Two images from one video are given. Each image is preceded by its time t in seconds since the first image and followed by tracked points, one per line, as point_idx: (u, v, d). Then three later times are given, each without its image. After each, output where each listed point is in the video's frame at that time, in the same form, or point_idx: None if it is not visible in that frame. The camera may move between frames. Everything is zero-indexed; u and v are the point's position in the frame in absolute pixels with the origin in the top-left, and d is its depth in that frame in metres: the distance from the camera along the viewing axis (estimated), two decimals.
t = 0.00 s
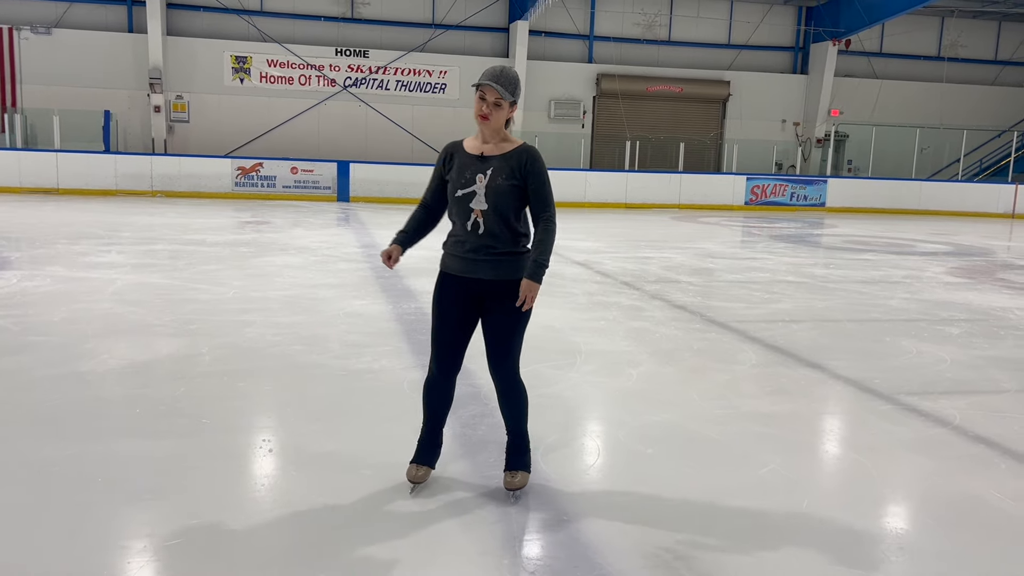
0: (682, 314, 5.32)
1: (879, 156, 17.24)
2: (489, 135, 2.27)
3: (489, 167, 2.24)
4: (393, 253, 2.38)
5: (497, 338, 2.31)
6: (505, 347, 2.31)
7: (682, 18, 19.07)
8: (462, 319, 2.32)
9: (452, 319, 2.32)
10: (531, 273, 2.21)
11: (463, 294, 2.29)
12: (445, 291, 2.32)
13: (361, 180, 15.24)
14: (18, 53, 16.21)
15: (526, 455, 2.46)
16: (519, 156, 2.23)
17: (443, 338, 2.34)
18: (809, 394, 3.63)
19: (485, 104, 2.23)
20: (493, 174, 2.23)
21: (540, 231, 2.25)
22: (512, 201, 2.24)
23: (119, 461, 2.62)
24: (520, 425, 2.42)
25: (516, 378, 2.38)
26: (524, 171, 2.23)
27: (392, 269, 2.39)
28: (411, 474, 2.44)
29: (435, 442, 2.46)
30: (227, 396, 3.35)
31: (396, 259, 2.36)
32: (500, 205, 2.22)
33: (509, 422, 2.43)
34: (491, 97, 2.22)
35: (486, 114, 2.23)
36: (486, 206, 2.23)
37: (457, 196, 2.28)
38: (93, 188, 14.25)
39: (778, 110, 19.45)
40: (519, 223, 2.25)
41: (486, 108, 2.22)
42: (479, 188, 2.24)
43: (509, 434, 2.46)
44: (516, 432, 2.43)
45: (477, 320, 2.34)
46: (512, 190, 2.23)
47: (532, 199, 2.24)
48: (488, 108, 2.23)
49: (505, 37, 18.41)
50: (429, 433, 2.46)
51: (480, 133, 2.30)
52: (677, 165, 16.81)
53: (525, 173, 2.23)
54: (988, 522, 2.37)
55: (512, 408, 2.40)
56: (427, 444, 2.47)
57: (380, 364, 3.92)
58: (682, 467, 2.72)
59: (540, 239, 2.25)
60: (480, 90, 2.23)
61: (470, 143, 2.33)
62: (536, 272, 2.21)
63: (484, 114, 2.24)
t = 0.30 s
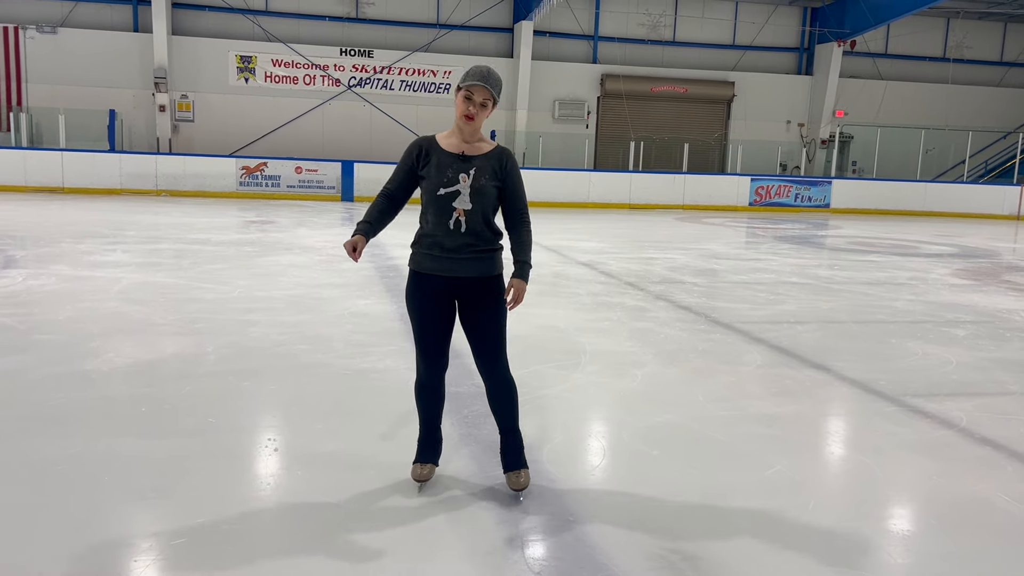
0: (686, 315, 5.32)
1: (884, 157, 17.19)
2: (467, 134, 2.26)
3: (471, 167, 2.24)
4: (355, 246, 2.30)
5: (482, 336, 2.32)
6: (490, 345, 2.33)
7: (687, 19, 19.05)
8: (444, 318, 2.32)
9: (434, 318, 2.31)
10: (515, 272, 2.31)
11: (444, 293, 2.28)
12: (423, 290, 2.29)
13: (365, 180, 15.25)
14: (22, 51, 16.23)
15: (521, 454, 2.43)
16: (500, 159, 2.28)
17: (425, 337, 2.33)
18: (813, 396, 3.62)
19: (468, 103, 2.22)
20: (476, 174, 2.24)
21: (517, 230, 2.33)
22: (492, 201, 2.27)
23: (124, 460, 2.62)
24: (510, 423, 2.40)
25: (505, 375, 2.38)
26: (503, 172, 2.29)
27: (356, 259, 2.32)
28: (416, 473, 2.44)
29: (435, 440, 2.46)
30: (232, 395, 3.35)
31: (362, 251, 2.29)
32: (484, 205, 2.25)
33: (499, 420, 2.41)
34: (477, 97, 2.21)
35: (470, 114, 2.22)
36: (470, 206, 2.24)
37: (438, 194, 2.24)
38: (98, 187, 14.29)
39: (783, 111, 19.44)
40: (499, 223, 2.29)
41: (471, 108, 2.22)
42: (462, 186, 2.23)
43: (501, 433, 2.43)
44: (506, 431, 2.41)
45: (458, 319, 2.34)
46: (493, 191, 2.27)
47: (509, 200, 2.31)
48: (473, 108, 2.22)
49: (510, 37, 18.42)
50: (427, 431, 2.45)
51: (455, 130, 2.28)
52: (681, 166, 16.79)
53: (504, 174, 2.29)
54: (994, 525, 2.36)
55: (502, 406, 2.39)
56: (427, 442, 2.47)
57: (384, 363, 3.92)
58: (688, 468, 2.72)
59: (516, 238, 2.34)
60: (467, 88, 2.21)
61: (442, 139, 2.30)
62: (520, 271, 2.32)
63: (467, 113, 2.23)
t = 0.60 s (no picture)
0: (689, 315, 5.31)
1: (887, 159, 17.14)
2: (453, 129, 2.25)
3: (462, 163, 2.24)
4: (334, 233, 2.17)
5: (479, 335, 2.35)
6: (489, 339, 2.36)
7: (691, 19, 19.03)
8: (441, 318, 2.33)
9: (432, 318, 2.31)
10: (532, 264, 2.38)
11: (443, 293, 2.29)
12: (421, 291, 2.29)
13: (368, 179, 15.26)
14: (27, 49, 16.25)
15: (505, 442, 2.51)
16: (486, 152, 2.29)
17: (423, 337, 2.34)
18: (816, 397, 3.62)
19: (454, 99, 2.20)
20: (467, 170, 2.24)
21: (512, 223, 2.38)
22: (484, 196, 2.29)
23: (127, 458, 2.62)
24: (497, 413, 2.46)
25: (497, 371, 2.42)
26: (491, 166, 2.31)
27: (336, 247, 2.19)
28: (419, 473, 2.44)
29: (438, 439, 2.47)
30: (235, 394, 3.35)
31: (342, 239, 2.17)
32: (477, 201, 2.26)
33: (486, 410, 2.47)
34: (462, 92, 2.20)
35: (457, 109, 2.21)
36: (464, 203, 2.24)
37: (431, 193, 2.23)
38: (101, 185, 14.32)
39: (787, 112, 19.43)
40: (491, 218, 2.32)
41: (458, 104, 2.20)
42: (454, 183, 2.23)
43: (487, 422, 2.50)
44: (493, 419, 2.47)
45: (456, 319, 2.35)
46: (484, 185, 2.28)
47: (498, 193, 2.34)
48: (458, 103, 2.21)
49: (513, 36, 18.41)
50: (430, 431, 2.46)
51: (440, 126, 2.26)
52: (684, 167, 16.77)
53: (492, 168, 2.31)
54: (998, 527, 2.36)
55: (490, 397, 2.44)
56: (429, 443, 2.47)
57: (387, 363, 3.92)
58: (690, 469, 2.71)
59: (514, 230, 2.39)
60: (450, 83, 2.19)
61: (426, 138, 2.28)
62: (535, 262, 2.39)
63: (453, 108, 2.21)
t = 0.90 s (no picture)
0: (693, 315, 5.31)
1: (893, 160, 17.04)
2: (440, 126, 2.26)
3: (451, 159, 2.25)
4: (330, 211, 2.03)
5: (480, 333, 2.36)
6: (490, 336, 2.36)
7: (695, 18, 19.00)
8: (442, 318, 2.32)
9: (431, 319, 2.31)
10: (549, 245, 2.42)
11: (443, 292, 2.29)
12: (421, 291, 2.29)
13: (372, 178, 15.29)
14: (32, 48, 16.28)
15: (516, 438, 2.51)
16: (473, 146, 2.30)
17: (424, 339, 2.34)
18: (821, 397, 3.61)
19: (440, 94, 2.21)
20: (457, 165, 2.25)
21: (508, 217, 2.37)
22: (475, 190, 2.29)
23: (131, 457, 2.63)
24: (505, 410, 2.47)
25: (502, 367, 2.42)
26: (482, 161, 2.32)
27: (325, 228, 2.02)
28: (421, 471, 2.44)
29: (443, 437, 2.48)
30: (240, 392, 3.36)
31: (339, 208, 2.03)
32: (469, 196, 2.26)
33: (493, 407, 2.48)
34: (448, 87, 2.21)
35: (444, 104, 2.21)
36: (456, 199, 2.24)
37: (422, 193, 2.24)
38: (106, 183, 14.39)
39: (791, 112, 19.41)
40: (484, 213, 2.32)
41: (445, 99, 2.21)
42: (445, 180, 2.23)
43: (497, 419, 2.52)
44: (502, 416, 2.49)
45: (456, 317, 2.35)
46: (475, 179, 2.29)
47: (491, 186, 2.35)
48: (445, 99, 2.21)
49: (518, 36, 18.40)
50: (436, 430, 2.46)
51: (427, 123, 2.26)
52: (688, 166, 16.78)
53: (482, 163, 2.32)
54: (1002, 528, 2.35)
55: (498, 396, 2.45)
56: (436, 441, 2.48)
57: (391, 361, 3.92)
58: (693, 469, 2.71)
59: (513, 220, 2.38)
60: (435, 78, 2.19)
61: (413, 137, 2.29)
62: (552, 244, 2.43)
63: (440, 104, 2.22)
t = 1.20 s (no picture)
0: (698, 314, 5.30)
1: (899, 159, 17.00)
2: (451, 125, 2.26)
3: (463, 161, 2.28)
4: (307, 207, 2.01)
5: (488, 331, 2.40)
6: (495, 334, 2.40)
7: (700, 18, 18.98)
8: (449, 316, 2.33)
9: (438, 318, 2.31)
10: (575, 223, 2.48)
11: (450, 291, 2.32)
12: (429, 289, 2.29)
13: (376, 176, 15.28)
14: (38, 46, 16.31)
15: (518, 429, 2.67)
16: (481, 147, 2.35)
17: (430, 337, 2.32)
18: (827, 397, 3.60)
19: (458, 94, 2.20)
20: (470, 167, 2.29)
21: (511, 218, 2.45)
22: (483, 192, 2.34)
23: (135, 455, 2.63)
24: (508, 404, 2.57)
25: (515, 365, 2.44)
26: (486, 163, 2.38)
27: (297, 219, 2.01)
28: (426, 471, 2.41)
29: (440, 435, 2.42)
30: (245, 391, 3.36)
31: (326, 203, 2.03)
32: (479, 197, 2.32)
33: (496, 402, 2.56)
34: (466, 87, 2.20)
35: (461, 104, 2.20)
36: (468, 200, 2.28)
37: (436, 192, 2.25)
38: (111, 182, 14.41)
39: (797, 111, 19.37)
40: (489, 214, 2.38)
41: (462, 100, 2.20)
42: (459, 181, 2.26)
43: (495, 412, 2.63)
44: (503, 410, 2.60)
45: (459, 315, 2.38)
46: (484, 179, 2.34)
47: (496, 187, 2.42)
48: (463, 99, 2.20)
49: (523, 35, 18.39)
50: (433, 429, 2.40)
51: (439, 121, 2.25)
52: (693, 165, 16.74)
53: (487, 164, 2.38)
54: (1008, 528, 2.34)
55: (502, 392, 2.51)
56: (431, 441, 2.42)
57: (395, 360, 3.92)
58: (698, 468, 2.71)
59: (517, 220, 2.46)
60: (456, 79, 2.18)
61: (422, 133, 2.27)
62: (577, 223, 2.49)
63: (456, 104, 2.21)
